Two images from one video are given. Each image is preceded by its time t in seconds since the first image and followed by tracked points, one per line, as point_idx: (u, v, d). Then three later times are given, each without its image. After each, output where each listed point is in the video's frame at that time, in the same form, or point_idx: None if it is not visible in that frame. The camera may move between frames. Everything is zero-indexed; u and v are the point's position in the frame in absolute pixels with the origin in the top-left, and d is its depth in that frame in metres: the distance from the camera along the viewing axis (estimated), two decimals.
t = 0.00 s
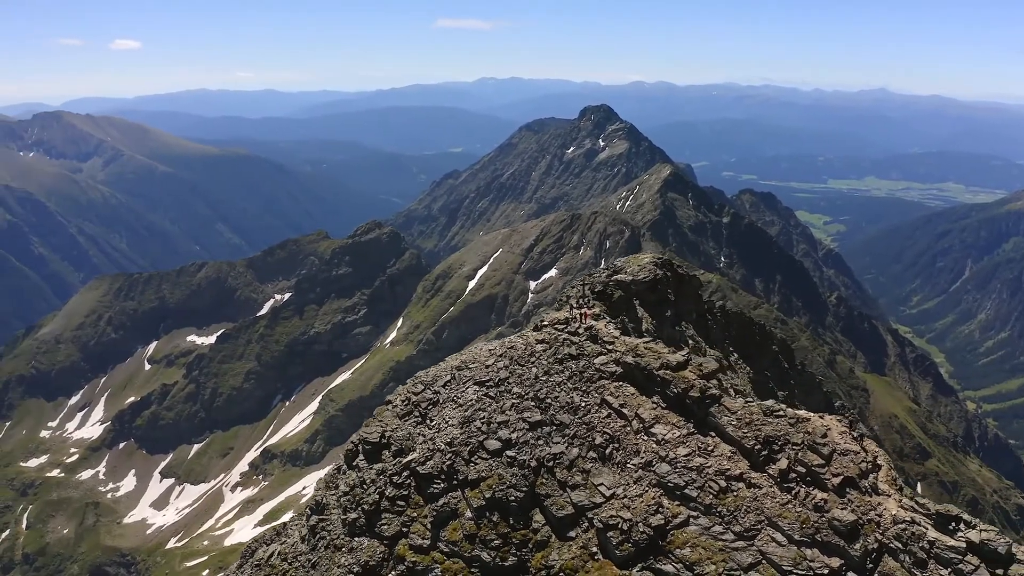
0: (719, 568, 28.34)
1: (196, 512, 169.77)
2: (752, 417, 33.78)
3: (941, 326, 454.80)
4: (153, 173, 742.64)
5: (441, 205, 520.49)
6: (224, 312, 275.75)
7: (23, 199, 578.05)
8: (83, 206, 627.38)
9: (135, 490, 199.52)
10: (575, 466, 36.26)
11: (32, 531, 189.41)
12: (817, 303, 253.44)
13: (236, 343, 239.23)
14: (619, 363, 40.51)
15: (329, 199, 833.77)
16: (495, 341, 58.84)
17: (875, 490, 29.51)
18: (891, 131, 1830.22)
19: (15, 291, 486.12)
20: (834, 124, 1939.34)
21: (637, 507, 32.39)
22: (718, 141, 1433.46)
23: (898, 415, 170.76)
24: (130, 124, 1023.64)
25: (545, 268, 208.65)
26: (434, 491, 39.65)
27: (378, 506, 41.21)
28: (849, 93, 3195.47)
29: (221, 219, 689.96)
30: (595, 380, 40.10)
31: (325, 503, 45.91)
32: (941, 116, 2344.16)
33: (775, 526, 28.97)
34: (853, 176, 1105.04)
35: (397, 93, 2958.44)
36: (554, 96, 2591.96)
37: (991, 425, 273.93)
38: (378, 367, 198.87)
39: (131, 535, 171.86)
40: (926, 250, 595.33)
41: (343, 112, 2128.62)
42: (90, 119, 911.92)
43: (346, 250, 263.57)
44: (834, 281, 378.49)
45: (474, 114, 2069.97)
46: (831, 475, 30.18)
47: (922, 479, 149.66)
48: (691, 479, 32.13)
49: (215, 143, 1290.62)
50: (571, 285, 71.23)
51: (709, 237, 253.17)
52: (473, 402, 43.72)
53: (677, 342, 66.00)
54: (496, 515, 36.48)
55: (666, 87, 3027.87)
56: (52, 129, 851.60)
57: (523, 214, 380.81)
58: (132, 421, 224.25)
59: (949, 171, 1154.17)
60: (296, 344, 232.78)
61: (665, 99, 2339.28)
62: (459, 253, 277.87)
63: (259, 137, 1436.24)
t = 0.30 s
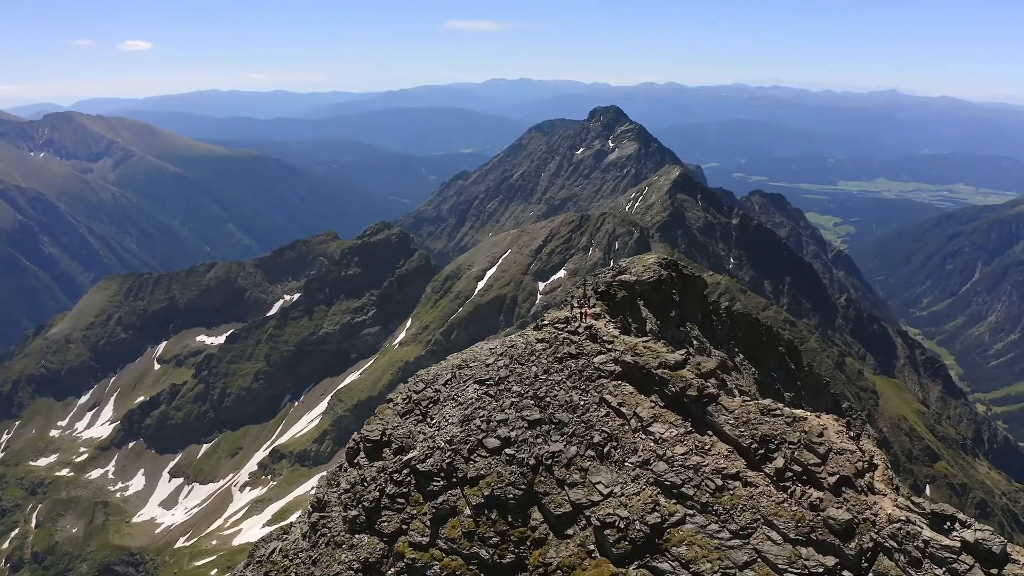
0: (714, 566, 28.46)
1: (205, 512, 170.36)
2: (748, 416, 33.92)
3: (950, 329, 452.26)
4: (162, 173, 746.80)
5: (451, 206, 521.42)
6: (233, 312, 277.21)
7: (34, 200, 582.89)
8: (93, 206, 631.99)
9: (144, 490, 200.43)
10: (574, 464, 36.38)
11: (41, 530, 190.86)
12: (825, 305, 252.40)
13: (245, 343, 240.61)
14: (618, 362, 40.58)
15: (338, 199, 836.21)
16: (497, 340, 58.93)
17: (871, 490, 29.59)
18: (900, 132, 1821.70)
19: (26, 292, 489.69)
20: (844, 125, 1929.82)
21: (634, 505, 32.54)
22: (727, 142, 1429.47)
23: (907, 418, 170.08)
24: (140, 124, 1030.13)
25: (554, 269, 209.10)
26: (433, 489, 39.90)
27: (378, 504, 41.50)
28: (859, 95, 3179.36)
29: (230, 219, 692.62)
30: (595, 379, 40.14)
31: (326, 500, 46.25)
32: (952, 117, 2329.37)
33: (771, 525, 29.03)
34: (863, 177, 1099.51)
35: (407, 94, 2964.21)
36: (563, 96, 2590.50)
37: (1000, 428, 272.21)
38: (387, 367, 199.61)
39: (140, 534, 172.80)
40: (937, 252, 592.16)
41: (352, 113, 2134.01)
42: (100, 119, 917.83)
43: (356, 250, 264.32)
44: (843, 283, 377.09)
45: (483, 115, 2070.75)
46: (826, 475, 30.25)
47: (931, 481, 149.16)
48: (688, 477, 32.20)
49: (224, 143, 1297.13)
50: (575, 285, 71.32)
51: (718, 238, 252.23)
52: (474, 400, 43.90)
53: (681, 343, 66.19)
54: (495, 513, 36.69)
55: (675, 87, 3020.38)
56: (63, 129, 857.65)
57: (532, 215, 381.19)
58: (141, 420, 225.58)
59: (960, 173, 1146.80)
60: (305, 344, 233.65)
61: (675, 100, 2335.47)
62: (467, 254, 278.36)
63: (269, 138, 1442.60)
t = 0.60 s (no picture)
0: (710, 565, 28.54)
1: (212, 512, 170.94)
2: (746, 415, 33.98)
3: (960, 331, 449.79)
4: (170, 174, 750.59)
5: (459, 207, 522.37)
6: (242, 313, 278.28)
7: (44, 200, 587.74)
8: (102, 207, 636.67)
9: (152, 489, 201.28)
10: (572, 463, 36.50)
11: (49, 529, 192.13)
12: (834, 306, 251.17)
13: (253, 344, 241.86)
14: (617, 362, 40.64)
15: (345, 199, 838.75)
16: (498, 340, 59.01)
17: (867, 489, 29.62)
18: (909, 133, 1813.75)
19: (36, 292, 494.01)
20: (853, 126, 1921.39)
21: (632, 504, 32.63)
22: (735, 143, 1425.94)
23: (915, 420, 169.44)
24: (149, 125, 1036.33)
25: (562, 270, 209.39)
26: (433, 487, 40.16)
27: (378, 502, 41.80)
28: (867, 96, 3164.49)
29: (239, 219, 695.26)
30: (594, 378, 40.20)
31: (327, 498, 46.50)
32: (962, 118, 2316.60)
33: (767, 525, 29.09)
34: (872, 179, 1094.78)
35: (415, 95, 2968.63)
36: (572, 97, 2589.56)
37: (1009, 430, 270.89)
38: (395, 368, 200.32)
39: (147, 534, 173.62)
40: (946, 254, 589.42)
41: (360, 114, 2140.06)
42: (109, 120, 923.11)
43: (364, 251, 264.79)
44: (852, 285, 375.80)
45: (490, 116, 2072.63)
46: (823, 474, 30.27)
47: (938, 483, 148.80)
48: (684, 476, 32.30)
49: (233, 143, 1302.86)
50: (579, 285, 71.35)
51: (726, 239, 251.33)
52: (474, 399, 44.12)
53: (685, 343, 66.25)
54: (493, 511, 36.94)
55: (683, 88, 3014.76)
56: (73, 130, 863.42)
57: (541, 216, 381.68)
58: (150, 420, 226.81)
59: (969, 175, 1140.47)
60: (313, 344, 234.33)
61: (683, 101, 2331.25)
62: (475, 255, 278.89)
63: (278, 139, 1447.61)
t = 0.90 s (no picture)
0: (705, 562, 28.76)
1: (221, 511, 171.89)
2: (742, 414, 34.12)
3: (969, 333, 447.02)
4: (180, 175, 755.00)
5: (468, 208, 522.79)
6: (251, 313, 279.59)
7: (54, 201, 591.27)
8: (112, 207, 641.44)
9: (161, 489, 202.52)
10: (570, 462, 36.67)
11: (59, 527, 193.64)
12: (842, 308, 250.35)
13: (263, 344, 243.13)
14: (616, 361, 40.77)
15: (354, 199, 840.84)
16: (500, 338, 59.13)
17: (863, 489, 29.69)
18: (920, 134, 1803.46)
19: (48, 292, 497.03)
20: (863, 127, 1912.41)
21: (628, 502, 32.83)
22: (744, 145, 1420.38)
23: (924, 422, 168.68)
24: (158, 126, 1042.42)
25: (570, 272, 209.51)
26: (432, 485, 40.45)
27: (378, 499, 42.19)
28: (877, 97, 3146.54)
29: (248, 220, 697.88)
30: (592, 377, 40.38)
31: (328, 495, 46.80)
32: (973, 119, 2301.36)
33: (762, 523, 29.19)
34: (882, 180, 1088.55)
35: (424, 96, 2972.78)
36: (581, 98, 2587.83)
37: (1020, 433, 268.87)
38: (403, 369, 201.07)
39: (156, 533, 174.81)
40: (956, 256, 585.40)
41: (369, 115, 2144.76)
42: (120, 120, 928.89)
43: (373, 251, 265.84)
44: (862, 287, 373.89)
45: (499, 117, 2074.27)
46: (818, 473, 30.36)
47: (947, 486, 148.27)
48: (681, 475, 32.47)
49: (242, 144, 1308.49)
50: (583, 285, 71.40)
51: (735, 241, 250.42)
52: (474, 398, 44.40)
53: (689, 343, 66.23)
54: (492, 508, 37.18)
55: (692, 89, 3007.43)
56: (83, 130, 869.23)
57: (550, 217, 381.74)
58: (159, 419, 228.10)
59: (980, 177, 1132.38)
60: (321, 344, 235.30)
61: (691, 103, 2324.43)
62: (483, 255, 279.34)
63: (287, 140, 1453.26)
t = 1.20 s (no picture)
0: (702, 561, 28.84)
1: (229, 511, 172.66)
2: (740, 414, 34.14)
3: (978, 335, 444.39)
4: (189, 175, 758.26)
5: (476, 209, 523.57)
6: (258, 313, 280.67)
7: (63, 201, 595.11)
8: (120, 207, 645.15)
9: (169, 489, 203.67)
10: (568, 460, 36.79)
11: (67, 527, 194.97)
12: (851, 310, 249.55)
13: (271, 344, 244.16)
14: (615, 361, 40.89)
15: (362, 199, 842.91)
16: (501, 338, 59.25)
17: (859, 488, 29.77)
18: (928, 135, 1796.11)
19: (56, 292, 500.77)
20: (871, 128, 1906.06)
21: (626, 501, 32.96)
22: (752, 146, 1417.02)
23: (931, 424, 167.92)
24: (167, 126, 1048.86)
25: (578, 272, 209.74)
26: (432, 483, 40.69)
27: (379, 497, 42.47)
28: (886, 99, 3132.31)
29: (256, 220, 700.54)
30: (592, 376, 40.47)
31: (330, 493, 46.97)
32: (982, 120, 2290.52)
33: (758, 522, 29.30)
34: (891, 181, 1084.04)
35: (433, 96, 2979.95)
36: (590, 99, 2586.52)
37: None
38: (410, 369, 201.55)
39: (163, 532, 175.65)
40: (965, 258, 582.43)
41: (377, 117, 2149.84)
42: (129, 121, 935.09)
43: (381, 253, 266.56)
44: (870, 288, 372.56)
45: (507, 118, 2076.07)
46: (815, 473, 30.40)
47: (955, 488, 147.55)
48: (678, 474, 32.58)
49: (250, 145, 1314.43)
50: (587, 285, 71.40)
51: (743, 242, 249.87)
52: (473, 397, 44.58)
53: (693, 344, 66.23)
54: (491, 507, 37.36)
55: (700, 90, 3001.94)
56: (93, 130, 875.41)
57: (558, 218, 382.05)
58: (167, 419, 229.35)
59: (989, 178, 1126.35)
60: (329, 345, 236.02)
61: (699, 104, 2320.33)
62: (491, 256, 279.67)
63: (295, 141, 1458.03)
